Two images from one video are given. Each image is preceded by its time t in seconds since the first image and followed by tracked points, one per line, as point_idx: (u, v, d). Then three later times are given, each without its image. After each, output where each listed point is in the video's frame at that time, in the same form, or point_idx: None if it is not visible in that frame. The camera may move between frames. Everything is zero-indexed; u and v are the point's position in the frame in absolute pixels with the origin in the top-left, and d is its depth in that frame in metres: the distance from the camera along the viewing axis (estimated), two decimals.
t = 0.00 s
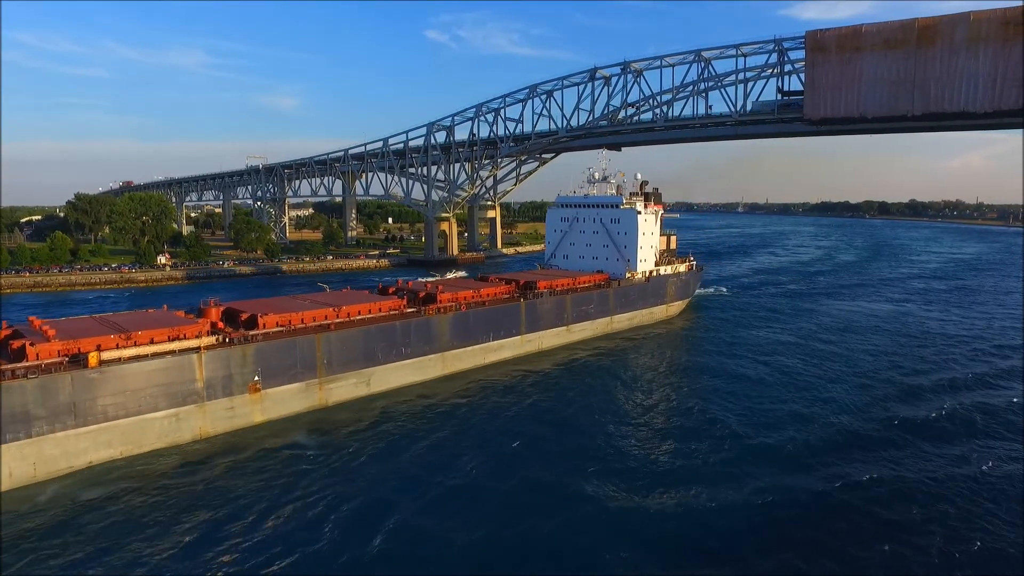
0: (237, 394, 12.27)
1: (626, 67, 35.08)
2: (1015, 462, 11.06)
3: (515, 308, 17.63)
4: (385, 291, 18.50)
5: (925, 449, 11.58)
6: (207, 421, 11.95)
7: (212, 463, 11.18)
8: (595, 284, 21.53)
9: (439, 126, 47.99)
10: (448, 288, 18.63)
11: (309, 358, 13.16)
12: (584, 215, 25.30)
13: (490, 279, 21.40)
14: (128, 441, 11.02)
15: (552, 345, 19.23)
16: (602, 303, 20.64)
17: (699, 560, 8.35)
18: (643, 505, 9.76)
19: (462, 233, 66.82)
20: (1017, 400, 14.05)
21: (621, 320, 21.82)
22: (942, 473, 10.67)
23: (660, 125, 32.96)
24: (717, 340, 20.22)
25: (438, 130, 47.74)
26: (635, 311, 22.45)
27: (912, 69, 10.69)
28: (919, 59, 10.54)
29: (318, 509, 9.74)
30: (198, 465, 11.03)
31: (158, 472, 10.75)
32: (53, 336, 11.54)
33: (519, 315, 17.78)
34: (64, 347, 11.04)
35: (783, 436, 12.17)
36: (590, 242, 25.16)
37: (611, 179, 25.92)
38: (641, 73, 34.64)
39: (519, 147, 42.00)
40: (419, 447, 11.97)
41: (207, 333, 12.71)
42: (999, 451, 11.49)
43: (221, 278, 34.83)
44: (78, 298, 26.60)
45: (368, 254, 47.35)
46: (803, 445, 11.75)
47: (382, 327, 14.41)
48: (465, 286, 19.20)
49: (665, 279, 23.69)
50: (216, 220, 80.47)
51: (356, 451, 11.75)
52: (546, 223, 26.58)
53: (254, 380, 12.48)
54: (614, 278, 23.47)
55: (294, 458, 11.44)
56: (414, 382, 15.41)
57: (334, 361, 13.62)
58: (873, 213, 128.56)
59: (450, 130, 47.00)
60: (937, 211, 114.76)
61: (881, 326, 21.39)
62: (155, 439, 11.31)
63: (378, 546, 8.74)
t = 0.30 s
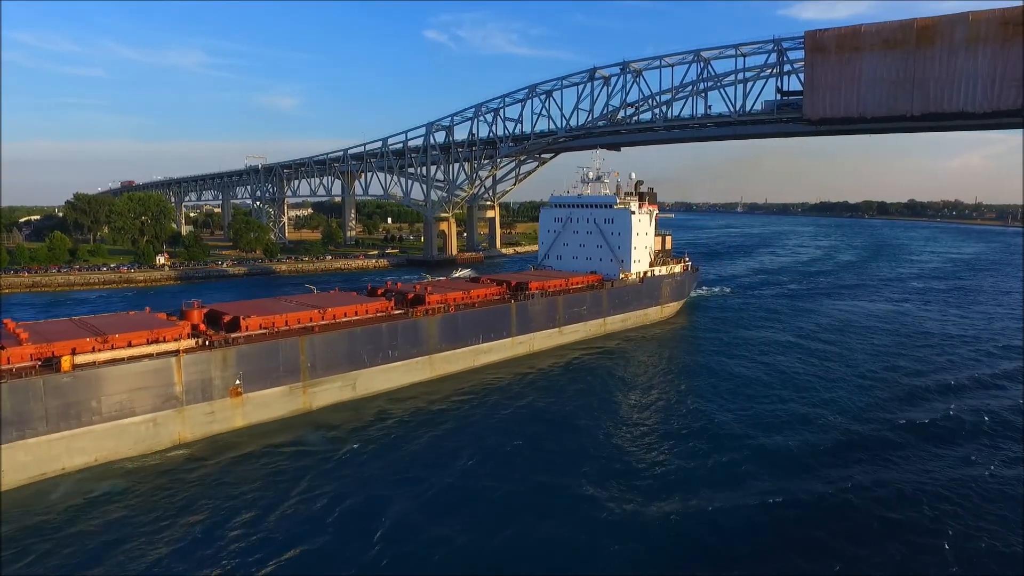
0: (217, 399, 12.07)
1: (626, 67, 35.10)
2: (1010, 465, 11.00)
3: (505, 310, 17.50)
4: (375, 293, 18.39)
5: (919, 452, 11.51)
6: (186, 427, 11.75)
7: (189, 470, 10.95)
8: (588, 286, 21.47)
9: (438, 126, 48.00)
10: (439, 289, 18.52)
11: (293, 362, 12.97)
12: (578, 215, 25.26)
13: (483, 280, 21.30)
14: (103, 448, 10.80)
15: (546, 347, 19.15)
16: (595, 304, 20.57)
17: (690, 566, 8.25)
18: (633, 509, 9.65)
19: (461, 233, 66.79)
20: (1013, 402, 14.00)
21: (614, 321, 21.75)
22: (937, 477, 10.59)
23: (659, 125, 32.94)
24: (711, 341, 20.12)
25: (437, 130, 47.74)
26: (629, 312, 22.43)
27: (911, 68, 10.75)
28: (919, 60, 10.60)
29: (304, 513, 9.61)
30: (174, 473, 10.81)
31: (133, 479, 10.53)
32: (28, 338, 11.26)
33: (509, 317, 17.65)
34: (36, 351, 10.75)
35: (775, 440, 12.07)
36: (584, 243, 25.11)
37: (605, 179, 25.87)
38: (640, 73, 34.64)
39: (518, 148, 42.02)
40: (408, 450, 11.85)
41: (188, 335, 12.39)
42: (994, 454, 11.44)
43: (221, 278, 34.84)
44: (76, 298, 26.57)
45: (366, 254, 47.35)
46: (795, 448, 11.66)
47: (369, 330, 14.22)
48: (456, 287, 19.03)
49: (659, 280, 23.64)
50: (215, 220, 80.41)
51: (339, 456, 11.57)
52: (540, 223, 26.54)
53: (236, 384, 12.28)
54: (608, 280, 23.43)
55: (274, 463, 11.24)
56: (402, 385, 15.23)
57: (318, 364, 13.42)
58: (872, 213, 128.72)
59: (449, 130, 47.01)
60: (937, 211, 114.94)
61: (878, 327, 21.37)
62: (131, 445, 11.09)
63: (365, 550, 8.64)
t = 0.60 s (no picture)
0: (197, 403, 11.86)
1: (626, 67, 35.11)
2: (1004, 468, 10.96)
3: (496, 312, 17.32)
4: (365, 293, 18.25)
5: (913, 455, 11.47)
6: (164, 431, 11.52)
7: (166, 475, 10.73)
8: (582, 286, 21.52)
9: (438, 126, 48.02)
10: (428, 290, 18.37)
11: (276, 365, 12.77)
12: (572, 215, 25.25)
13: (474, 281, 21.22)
14: (78, 454, 10.57)
15: (539, 349, 19.10)
16: (589, 305, 20.53)
17: (681, 568, 8.22)
18: (626, 511, 9.63)
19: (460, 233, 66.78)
20: (1008, 404, 13.97)
21: (608, 322, 21.70)
22: (930, 480, 10.55)
23: (659, 125, 32.93)
24: (707, 343, 20.06)
25: (436, 129, 47.75)
26: (624, 313, 22.46)
27: (911, 68, 10.77)
28: (918, 59, 10.63)
29: (297, 513, 9.57)
30: (151, 479, 10.60)
31: (108, 485, 10.31)
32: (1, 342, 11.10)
33: (500, 319, 17.48)
34: (9, 355, 10.58)
35: (767, 442, 12.02)
36: (577, 243, 25.11)
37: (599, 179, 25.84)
38: (639, 73, 34.64)
39: (517, 148, 42.04)
40: (401, 451, 11.82)
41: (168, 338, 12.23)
42: (988, 456, 11.40)
43: (221, 278, 34.88)
44: (74, 298, 26.55)
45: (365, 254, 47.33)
46: (787, 450, 11.62)
47: (355, 331, 13.96)
48: (446, 289, 18.85)
49: (653, 280, 23.63)
50: (215, 220, 80.30)
51: (322, 460, 11.36)
52: (534, 224, 26.55)
53: (217, 387, 12.08)
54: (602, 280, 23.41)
55: (256, 467, 11.05)
56: (389, 388, 14.96)
57: (302, 367, 13.19)
58: (871, 213, 128.77)
59: (449, 130, 47.01)
60: (937, 211, 115.07)
61: (876, 327, 21.37)
62: (107, 451, 10.85)
63: (358, 549, 8.63)
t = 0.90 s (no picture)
0: (179, 407, 11.68)
1: (625, 67, 35.13)
2: (999, 469, 10.97)
3: (486, 313, 17.23)
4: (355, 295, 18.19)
5: (908, 454, 11.52)
6: (145, 436, 11.31)
7: (146, 481, 10.53)
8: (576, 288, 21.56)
9: (437, 126, 47.98)
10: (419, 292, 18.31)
11: (260, 367, 12.61)
12: (566, 215, 25.24)
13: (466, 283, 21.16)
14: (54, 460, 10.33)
15: (531, 352, 19.06)
16: (583, 305, 20.51)
17: (676, 567, 8.25)
18: (619, 511, 9.62)
19: (460, 233, 66.72)
20: (1003, 404, 13.99)
21: (601, 325, 21.65)
22: (924, 480, 10.60)
23: (659, 125, 32.94)
24: (703, 343, 20.08)
25: (435, 130, 47.76)
26: (619, 315, 22.48)
27: (910, 67, 11.08)
28: (916, 58, 10.96)
29: (292, 512, 9.57)
30: (130, 484, 10.38)
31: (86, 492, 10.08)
32: None
33: (491, 320, 17.40)
34: None
35: (760, 443, 12.03)
36: (572, 243, 25.09)
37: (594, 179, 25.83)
38: (638, 73, 34.65)
39: (517, 148, 42.08)
40: (396, 450, 11.83)
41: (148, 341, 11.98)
42: (982, 456, 11.45)
43: (220, 278, 34.80)
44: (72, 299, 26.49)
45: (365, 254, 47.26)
46: (779, 452, 11.61)
47: (341, 334, 13.82)
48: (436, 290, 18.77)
49: (647, 281, 23.60)
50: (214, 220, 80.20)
51: (308, 463, 11.21)
52: (528, 224, 26.53)
53: (199, 391, 11.90)
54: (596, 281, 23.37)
55: (241, 470, 10.90)
56: (378, 391, 14.87)
57: (287, 370, 13.04)
58: (871, 213, 128.82)
59: (449, 130, 47.00)
60: (936, 211, 115.18)
61: (875, 327, 21.41)
62: (85, 456, 10.63)
63: (354, 549, 8.62)
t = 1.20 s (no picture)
0: (157, 412, 11.48)
1: (625, 67, 35.12)
2: (992, 471, 10.97)
3: (475, 315, 17.14)
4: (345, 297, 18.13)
5: (903, 455, 11.55)
6: (121, 442, 11.09)
7: (121, 487, 10.32)
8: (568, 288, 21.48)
9: (436, 125, 47.93)
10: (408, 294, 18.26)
11: (242, 371, 12.42)
12: (560, 215, 25.21)
13: (458, 284, 21.11)
14: (28, 467, 10.10)
15: (522, 353, 18.99)
16: (575, 306, 20.48)
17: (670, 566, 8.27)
18: (612, 512, 9.62)
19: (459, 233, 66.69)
20: (999, 405, 14.03)
21: (594, 326, 21.60)
22: (919, 479, 10.64)
23: (658, 125, 32.93)
24: (702, 343, 20.13)
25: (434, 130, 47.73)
26: (614, 316, 22.52)
27: (909, 66, 12.31)
28: (915, 61, 12.21)
29: (286, 511, 9.57)
30: (105, 491, 10.16)
31: (59, 500, 9.86)
32: None
33: (480, 322, 17.31)
34: None
35: (755, 443, 12.05)
36: (565, 244, 25.05)
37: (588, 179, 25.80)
38: (638, 73, 34.63)
39: (516, 148, 42.10)
40: (391, 449, 11.84)
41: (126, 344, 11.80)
42: (976, 456, 11.50)
43: (218, 278, 34.78)
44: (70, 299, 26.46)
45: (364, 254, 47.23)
46: (774, 452, 11.64)
47: (325, 337, 13.64)
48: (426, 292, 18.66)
49: (640, 282, 23.55)
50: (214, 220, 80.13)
51: (297, 464, 11.13)
52: (522, 224, 26.52)
53: (179, 395, 11.70)
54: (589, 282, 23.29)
55: (222, 475, 10.73)
56: (366, 394, 14.75)
57: (270, 374, 12.88)
58: (871, 213, 128.85)
59: (448, 130, 46.98)
60: (936, 211, 115.22)
61: (874, 327, 21.46)
62: (59, 463, 10.41)
63: (348, 547, 8.65)
